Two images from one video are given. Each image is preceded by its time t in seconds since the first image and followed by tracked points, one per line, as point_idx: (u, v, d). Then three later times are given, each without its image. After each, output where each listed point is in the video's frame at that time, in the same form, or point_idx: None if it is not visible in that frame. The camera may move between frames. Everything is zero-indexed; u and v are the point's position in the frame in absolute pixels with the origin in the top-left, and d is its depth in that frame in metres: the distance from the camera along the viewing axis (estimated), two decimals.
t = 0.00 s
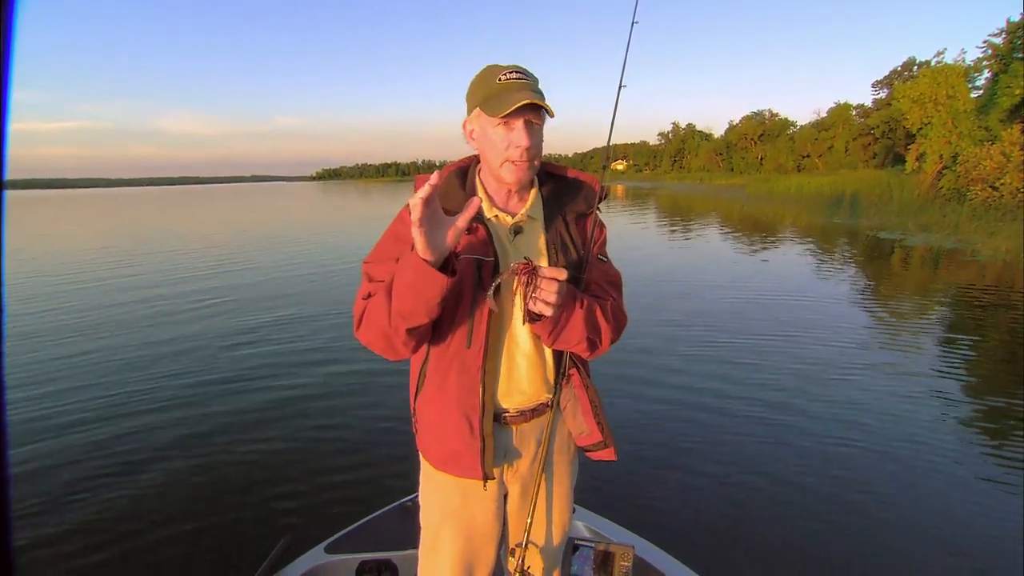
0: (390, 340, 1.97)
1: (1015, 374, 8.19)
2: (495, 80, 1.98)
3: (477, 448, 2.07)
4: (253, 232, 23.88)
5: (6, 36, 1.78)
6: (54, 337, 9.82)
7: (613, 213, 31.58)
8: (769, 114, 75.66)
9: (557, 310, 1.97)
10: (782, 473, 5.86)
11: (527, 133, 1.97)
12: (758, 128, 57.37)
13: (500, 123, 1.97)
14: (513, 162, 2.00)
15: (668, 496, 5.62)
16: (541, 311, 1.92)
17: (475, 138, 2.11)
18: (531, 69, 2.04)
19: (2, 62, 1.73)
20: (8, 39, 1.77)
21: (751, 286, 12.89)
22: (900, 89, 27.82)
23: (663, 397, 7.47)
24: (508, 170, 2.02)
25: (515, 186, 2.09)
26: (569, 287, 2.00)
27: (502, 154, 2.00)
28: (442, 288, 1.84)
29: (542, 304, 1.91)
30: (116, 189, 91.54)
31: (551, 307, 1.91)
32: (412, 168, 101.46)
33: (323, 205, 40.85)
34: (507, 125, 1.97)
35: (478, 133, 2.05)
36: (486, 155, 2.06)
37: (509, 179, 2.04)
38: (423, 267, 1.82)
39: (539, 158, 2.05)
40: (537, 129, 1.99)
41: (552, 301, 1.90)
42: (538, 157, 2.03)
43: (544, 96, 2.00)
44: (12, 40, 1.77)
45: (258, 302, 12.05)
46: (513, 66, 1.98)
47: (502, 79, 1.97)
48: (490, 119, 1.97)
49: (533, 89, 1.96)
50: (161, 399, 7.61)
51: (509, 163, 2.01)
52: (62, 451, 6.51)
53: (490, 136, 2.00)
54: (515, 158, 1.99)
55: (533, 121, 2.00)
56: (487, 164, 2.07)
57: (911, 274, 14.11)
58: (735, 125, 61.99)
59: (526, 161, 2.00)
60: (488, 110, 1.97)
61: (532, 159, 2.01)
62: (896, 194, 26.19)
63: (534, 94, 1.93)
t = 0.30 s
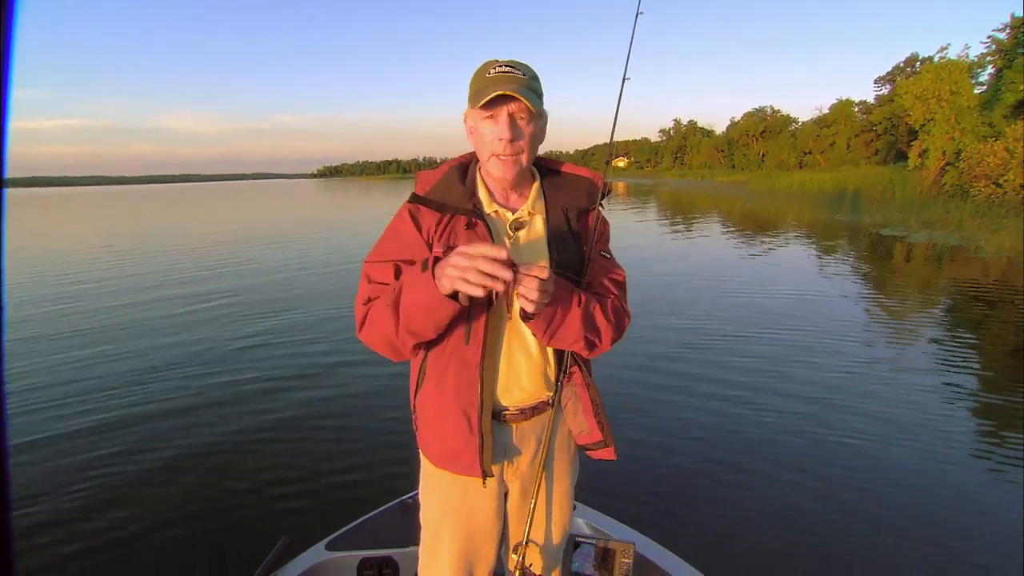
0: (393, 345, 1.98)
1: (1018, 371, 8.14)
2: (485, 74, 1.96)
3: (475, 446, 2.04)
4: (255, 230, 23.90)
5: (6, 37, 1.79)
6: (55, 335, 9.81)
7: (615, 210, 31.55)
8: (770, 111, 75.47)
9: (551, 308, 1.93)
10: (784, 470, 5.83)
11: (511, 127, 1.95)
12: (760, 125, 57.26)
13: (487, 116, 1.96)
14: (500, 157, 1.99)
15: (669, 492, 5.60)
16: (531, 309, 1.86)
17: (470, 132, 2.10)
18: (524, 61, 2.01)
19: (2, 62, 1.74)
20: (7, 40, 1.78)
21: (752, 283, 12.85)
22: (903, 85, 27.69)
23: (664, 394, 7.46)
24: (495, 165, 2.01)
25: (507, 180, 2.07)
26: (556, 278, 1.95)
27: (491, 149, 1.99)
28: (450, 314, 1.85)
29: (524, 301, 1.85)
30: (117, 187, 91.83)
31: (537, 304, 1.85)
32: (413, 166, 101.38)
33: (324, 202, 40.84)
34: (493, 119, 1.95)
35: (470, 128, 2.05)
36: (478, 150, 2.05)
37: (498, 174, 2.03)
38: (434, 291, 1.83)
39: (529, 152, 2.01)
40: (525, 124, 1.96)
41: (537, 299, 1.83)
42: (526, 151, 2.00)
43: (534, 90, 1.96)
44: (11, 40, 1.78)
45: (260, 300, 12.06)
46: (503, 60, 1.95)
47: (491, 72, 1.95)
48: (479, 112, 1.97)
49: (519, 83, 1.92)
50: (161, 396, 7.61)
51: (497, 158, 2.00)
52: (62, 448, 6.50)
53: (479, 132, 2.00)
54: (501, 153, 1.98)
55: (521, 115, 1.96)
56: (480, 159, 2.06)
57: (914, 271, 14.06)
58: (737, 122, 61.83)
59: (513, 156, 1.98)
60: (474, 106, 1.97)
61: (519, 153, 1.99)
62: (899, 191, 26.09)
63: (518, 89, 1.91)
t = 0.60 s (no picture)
0: (389, 345, 1.96)
1: None
2: (484, 67, 1.95)
3: (472, 443, 2.01)
4: (257, 228, 23.91)
5: (6, 37, 1.76)
6: (57, 333, 9.82)
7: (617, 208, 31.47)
8: (773, 109, 75.20)
9: (548, 307, 1.91)
10: (784, 468, 5.81)
11: (508, 120, 1.93)
12: (763, 123, 57.09)
13: (485, 109, 1.95)
14: (497, 151, 1.96)
15: (671, 491, 5.58)
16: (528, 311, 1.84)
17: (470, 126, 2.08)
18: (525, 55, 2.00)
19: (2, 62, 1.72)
20: (7, 39, 1.76)
21: (755, 281, 12.81)
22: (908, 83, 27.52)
23: (666, 392, 7.44)
24: (493, 159, 1.98)
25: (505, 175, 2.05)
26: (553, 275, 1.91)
27: (488, 142, 1.97)
28: (444, 318, 1.84)
29: (517, 301, 1.81)
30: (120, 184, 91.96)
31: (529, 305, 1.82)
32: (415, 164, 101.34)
33: (327, 200, 40.75)
34: (492, 113, 1.94)
35: (469, 122, 2.03)
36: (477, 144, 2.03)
37: (495, 168, 2.00)
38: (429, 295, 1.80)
39: (526, 146, 1.99)
40: (523, 118, 1.94)
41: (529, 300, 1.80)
42: (524, 145, 1.98)
43: (534, 85, 1.94)
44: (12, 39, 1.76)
45: (262, 298, 12.04)
46: (504, 54, 1.93)
47: (490, 66, 1.93)
48: (478, 105, 1.95)
49: (518, 77, 1.90)
50: (163, 393, 7.60)
51: (494, 152, 1.98)
52: (64, 446, 6.52)
53: (477, 125, 1.98)
54: (498, 147, 1.96)
55: (519, 109, 1.94)
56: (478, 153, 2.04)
57: (918, 270, 13.99)
58: (740, 120, 61.64)
59: (511, 150, 1.96)
60: (473, 98, 1.95)
61: (516, 147, 1.97)
62: (903, 189, 25.96)
63: (517, 82, 1.89)
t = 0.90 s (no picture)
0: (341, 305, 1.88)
1: None
2: (485, 71, 1.93)
3: (473, 442, 2.00)
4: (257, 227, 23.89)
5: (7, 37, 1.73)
6: (56, 332, 9.79)
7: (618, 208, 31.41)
8: (774, 109, 75.08)
9: (548, 306, 1.89)
10: (786, 468, 5.79)
11: (506, 127, 1.92)
12: (765, 122, 57.02)
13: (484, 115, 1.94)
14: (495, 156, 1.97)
15: (672, 491, 5.56)
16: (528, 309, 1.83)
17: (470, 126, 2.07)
18: (527, 58, 1.97)
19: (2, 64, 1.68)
20: (8, 40, 1.72)
21: (756, 280, 12.78)
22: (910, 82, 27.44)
23: (667, 391, 7.42)
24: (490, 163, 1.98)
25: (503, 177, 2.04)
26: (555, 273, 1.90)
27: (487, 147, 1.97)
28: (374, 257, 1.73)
29: (522, 300, 1.81)
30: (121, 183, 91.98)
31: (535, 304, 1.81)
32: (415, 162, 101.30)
33: (327, 199, 40.68)
34: (491, 118, 1.93)
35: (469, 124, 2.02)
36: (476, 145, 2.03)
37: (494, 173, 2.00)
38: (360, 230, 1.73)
39: (526, 152, 1.98)
40: (522, 124, 1.93)
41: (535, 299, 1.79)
42: (522, 151, 1.97)
43: (534, 91, 1.93)
44: (12, 38, 1.72)
45: (262, 297, 12.01)
46: (504, 59, 1.91)
47: (490, 71, 1.92)
48: (477, 110, 1.94)
49: (518, 84, 1.89)
50: (163, 392, 7.58)
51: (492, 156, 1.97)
52: (63, 444, 6.49)
53: (476, 129, 1.97)
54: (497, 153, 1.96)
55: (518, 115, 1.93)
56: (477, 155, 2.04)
57: (919, 270, 13.94)
58: (741, 120, 61.58)
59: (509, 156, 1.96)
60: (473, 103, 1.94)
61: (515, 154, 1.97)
62: (904, 190, 25.88)
63: (515, 89, 1.88)
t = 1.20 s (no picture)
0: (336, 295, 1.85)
1: None
2: (483, 70, 1.93)
3: (471, 444, 1.99)
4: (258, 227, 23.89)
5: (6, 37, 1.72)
6: (57, 331, 9.79)
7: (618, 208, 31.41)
8: (774, 110, 75.07)
9: (547, 307, 1.88)
10: (785, 469, 5.79)
11: (504, 127, 1.91)
12: (765, 123, 57.04)
13: (482, 114, 1.93)
14: (493, 156, 1.95)
15: (671, 491, 5.56)
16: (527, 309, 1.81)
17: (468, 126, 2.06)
18: (525, 58, 1.96)
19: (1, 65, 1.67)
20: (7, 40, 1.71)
21: (755, 281, 12.79)
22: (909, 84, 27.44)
23: (666, 392, 7.43)
24: (487, 163, 1.97)
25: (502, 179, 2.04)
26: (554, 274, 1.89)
27: (485, 147, 1.95)
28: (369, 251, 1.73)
29: (522, 301, 1.80)
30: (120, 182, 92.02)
31: (535, 305, 1.80)
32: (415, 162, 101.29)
33: (327, 199, 40.65)
34: (489, 117, 1.92)
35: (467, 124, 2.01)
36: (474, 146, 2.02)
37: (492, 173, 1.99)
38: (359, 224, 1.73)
39: (524, 151, 1.97)
40: (519, 123, 1.92)
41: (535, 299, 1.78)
42: (520, 151, 1.96)
43: (533, 90, 1.92)
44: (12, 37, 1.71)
45: (262, 297, 12.00)
46: (502, 57, 1.90)
47: (489, 69, 1.91)
48: (475, 110, 1.94)
49: (516, 82, 1.88)
50: (162, 392, 7.58)
51: (490, 157, 1.96)
52: (62, 443, 6.49)
53: (474, 128, 1.97)
54: (495, 152, 1.94)
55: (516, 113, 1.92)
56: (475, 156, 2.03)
57: (919, 271, 13.92)
58: (741, 120, 61.58)
59: (506, 156, 1.94)
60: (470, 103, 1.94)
61: (513, 154, 1.95)
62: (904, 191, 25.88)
63: (513, 88, 1.86)
